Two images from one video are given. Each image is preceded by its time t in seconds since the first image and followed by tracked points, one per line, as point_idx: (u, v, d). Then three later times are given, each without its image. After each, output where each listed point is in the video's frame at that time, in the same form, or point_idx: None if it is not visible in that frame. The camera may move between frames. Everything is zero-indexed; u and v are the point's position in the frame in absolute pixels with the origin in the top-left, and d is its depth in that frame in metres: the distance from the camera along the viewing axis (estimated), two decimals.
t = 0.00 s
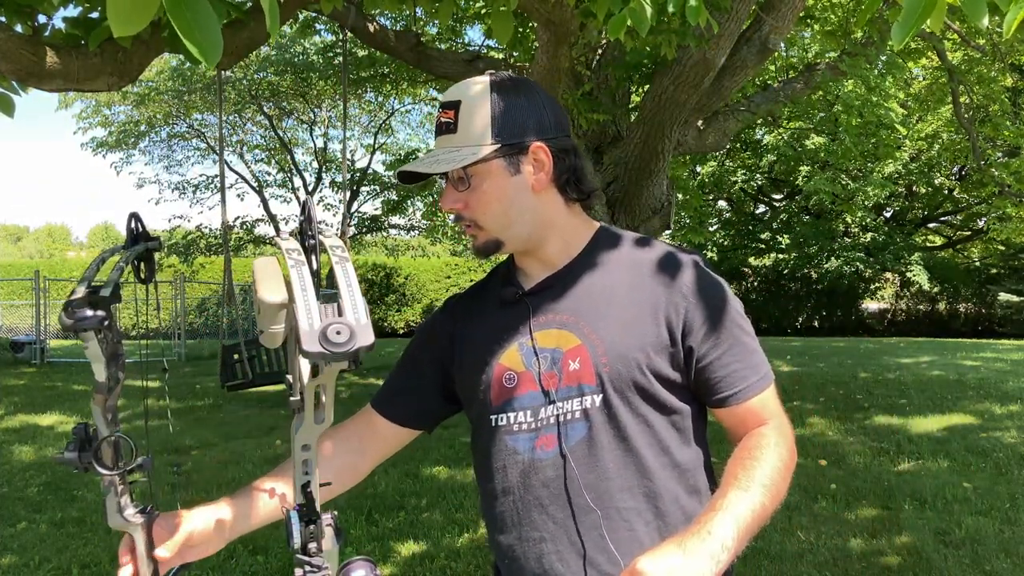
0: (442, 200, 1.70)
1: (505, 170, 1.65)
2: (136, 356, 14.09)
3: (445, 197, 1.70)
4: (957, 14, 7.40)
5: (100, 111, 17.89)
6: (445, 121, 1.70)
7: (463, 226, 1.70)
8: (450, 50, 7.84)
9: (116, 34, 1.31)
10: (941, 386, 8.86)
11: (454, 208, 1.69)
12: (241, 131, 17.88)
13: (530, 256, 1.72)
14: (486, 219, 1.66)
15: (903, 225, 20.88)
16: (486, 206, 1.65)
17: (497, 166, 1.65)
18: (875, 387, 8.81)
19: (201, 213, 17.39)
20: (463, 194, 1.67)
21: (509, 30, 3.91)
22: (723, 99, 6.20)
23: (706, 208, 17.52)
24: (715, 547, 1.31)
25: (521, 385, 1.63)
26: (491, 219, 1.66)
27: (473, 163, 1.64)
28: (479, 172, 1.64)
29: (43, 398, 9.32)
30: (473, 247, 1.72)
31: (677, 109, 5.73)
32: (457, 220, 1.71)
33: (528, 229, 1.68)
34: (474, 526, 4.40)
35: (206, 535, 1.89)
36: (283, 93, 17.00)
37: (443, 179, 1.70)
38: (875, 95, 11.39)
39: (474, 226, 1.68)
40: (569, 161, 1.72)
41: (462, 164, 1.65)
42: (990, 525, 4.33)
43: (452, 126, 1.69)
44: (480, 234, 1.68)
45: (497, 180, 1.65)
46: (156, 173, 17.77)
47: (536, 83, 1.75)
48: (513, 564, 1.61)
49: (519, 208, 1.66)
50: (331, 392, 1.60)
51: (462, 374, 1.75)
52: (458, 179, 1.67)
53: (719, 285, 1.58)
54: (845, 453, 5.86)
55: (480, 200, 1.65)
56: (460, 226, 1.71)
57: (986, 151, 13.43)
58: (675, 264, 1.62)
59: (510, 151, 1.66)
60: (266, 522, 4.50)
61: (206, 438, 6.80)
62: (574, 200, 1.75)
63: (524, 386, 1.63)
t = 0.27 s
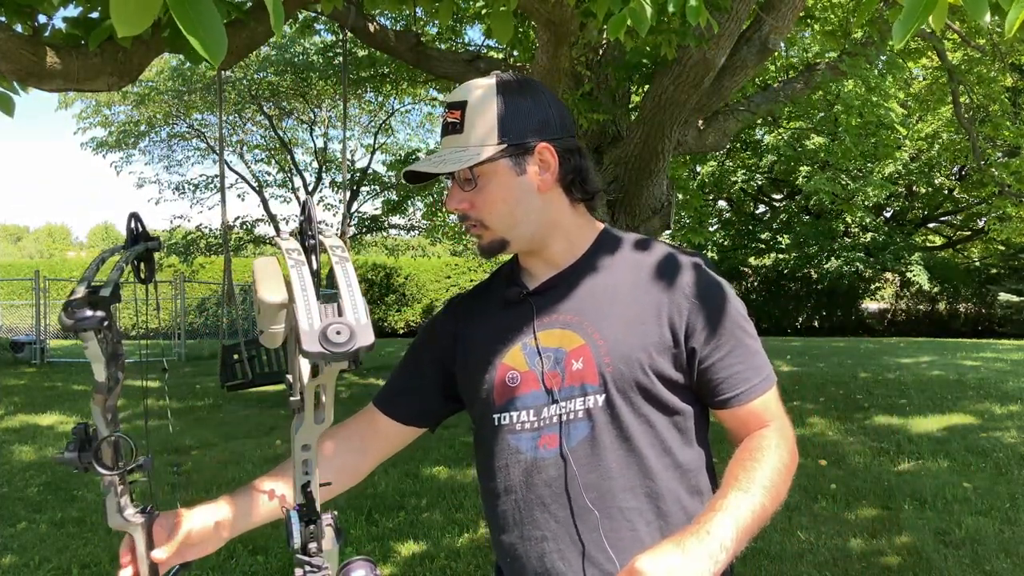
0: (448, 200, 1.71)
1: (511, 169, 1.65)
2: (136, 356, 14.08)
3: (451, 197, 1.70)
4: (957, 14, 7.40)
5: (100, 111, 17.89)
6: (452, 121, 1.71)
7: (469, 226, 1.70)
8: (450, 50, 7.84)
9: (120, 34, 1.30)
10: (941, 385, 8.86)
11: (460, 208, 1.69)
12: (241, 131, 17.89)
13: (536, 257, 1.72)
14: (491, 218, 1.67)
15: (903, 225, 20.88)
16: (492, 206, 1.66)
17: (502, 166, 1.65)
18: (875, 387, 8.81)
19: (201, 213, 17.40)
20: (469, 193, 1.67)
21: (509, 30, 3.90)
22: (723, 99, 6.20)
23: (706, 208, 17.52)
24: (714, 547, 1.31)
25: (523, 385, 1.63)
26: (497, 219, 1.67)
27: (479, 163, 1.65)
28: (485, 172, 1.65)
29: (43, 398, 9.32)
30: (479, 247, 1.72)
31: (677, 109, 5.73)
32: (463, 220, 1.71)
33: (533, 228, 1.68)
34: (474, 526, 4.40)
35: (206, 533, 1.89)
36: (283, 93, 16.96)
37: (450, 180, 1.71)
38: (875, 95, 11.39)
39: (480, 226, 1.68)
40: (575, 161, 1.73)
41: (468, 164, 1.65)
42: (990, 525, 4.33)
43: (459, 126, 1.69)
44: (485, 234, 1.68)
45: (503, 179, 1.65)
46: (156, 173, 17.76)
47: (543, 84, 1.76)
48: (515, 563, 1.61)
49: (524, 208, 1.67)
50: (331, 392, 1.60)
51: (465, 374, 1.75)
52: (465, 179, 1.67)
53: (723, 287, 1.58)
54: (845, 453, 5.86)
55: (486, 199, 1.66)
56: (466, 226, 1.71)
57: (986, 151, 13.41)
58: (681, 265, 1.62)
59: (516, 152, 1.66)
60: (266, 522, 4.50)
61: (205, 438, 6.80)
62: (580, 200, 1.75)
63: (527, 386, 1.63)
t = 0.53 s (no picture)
0: (451, 200, 1.71)
1: (513, 169, 1.66)
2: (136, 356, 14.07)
3: (454, 197, 1.71)
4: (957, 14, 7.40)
5: (100, 111, 17.89)
6: (456, 122, 1.71)
7: (472, 226, 1.71)
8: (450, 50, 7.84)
9: (121, 33, 1.31)
10: (941, 386, 8.86)
11: (463, 209, 1.70)
12: (241, 131, 17.89)
13: (538, 256, 1.73)
14: (494, 219, 1.67)
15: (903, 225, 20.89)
16: (495, 206, 1.66)
17: (505, 166, 1.65)
18: (875, 387, 8.81)
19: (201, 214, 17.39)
20: (472, 193, 1.68)
21: (509, 30, 3.91)
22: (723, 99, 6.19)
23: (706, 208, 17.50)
24: (712, 545, 1.31)
25: (526, 384, 1.63)
26: (500, 219, 1.67)
27: (482, 163, 1.65)
28: (489, 172, 1.65)
29: (43, 398, 9.32)
30: (481, 247, 1.73)
31: (677, 109, 5.73)
32: (466, 220, 1.72)
33: (535, 227, 1.68)
34: (474, 526, 4.40)
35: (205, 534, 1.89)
36: (283, 94, 16.88)
37: (452, 180, 1.71)
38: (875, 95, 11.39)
39: (482, 227, 1.69)
40: (577, 161, 1.74)
41: (470, 165, 1.66)
42: (990, 525, 4.33)
43: (462, 127, 1.69)
44: (488, 234, 1.69)
45: (506, 180, 1.65)
46: (156, 173, 17.76)
47: (545, 85, 1.76)
48: (517, 562, 1.61)
49: (527, 208, 1.67)
50: (332, 391, 1.61)
51: (468, 374, 1.75)
52: (468, 179, 1.68)
53: (725, 288, 1.58)
54: (845, 453, 5.86)
55: (489, 199, 1.66)
56: (469, 226, 1.72)
57: (986, 151, 13.39)
58: (684, 267, 1.62)
59: (519, 152, 1.66)
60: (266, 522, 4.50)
61: (205, 438, 6.80)
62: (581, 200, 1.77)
63: (529, 386, 1.63)
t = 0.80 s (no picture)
0: (454, 199, 1.71)
1: (518, 168, 1.66)
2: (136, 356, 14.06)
3: (458, 195, 1.71)
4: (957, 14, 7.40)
5: (101, 111, 17.89)
6: (460, 120, 1.70)
7: (475, 226, 1.71)
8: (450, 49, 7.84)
9: (120, 33, 1.30)
10: (940, 386, 8.86)
11: (467, 207, 1.70)
12: (241, 131, 17.90)
13: (540, 256, 1.73)
14: (498, 217, 1.67)
15: (903, 225, 20.90)
16: (499, 204, 1.66)
17: (509, 165, 1.65)
18: (875, 387, 8.82)
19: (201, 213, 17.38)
20: (477, 192, 1.68)
21: (510, 30, 3.91)
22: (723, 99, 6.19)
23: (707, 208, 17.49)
24: (712, 540, 1.31)
25: (529, 384, 1.63)
26: (503, 217, 1.67)
27: (486, 161, 1.65)
28: (494, 170, 1.65)
29: (43, 399, 9.32)
30: (484, 245, 1.72)
31: (677, 108, 5.73)
32: (469, 219, 1.72)
33: (538, 226, 1.68)
34: (474, 526, 4.40)
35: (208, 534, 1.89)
36: (283, 94, 16.87)
37: (456, 178, 1.71)
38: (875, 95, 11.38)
39: (487, 225, 1.68)
40: (581, 161, 1.75)
41: (475, 163, 1.66)
42: (990, 525, 4.33)
43: (467, 126, 1.69)
44: (492, 232, 1.69)
45: (510, 179, 1.65)
46: (156, 173, 17.76)
47: (549, 84, 1.77)
48: (518, 561, 1.61)
49: (530, 207, 1.67)
50: (331, 391, 1.61)
51: (470, 374, 1.75)
52: (472, 177, 1.68)
53: (727, 289, 1.59)
54: (845, 453, 5.86)
55: (493, 198, 1.66)
56: (472, 225, 1.71)
57: (986, 151, 13.37)
58: (686, 269, 1.62)
59: (524, 151, 1.66)
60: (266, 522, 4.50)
61: (206, 438, 6.80)
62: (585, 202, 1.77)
63: (531, 385, 1.63)
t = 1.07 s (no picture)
0: (476, 185, 1.71)
1: (542, 161, 1.67)
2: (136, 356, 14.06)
3: (479, 182, 1.70)
4: (957, 14, 7.39)
5: (101, 111, 17.90)
6: (488, 106, 1.70)
7: (491, 214, 1.70)
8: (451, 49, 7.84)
9: (120, 33, 1.30)
10: (941, 385, 8.86)
11: (485, 195, 1.70)
12: (241, 131, 17.91)
13: (549, 252, 1.73)
14: (518, 208, 1.67)
15: (903, 225, 20.92)
16: (522, 193, 1.66)
17: (536, 156, 1.66)
18: (875, 387, 8.82)
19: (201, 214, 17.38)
20: (498, 181, 1.68)
21: (510, 30, 3.90)
22: (723, 99, 6.19)
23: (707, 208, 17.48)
24: (709, 535, 1.31)
25: (529, 383, 1.63)
26: (525, 207, 1.67)
27: (512, 150, 1.66)
28: (518, 161, 1.66)
29: (44, 398, 9.32)
30: (498, 235, 1.72)
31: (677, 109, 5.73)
32: (486, 207, 1.71)
33: (554, 221, 1.69)
34: (474, 526, 4.40)
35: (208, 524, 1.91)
36: (283, 94, 16.85)
37: (478, 165, 1.71)
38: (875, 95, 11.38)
39: (506, 215, 1.68)
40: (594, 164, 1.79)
41: (501, 150, 1.66)
42: (990, 525, 4.32)
43: (496, 112, 1.69)
44: (508, 223, 1.69)
45: (533, 171, 1.66)
46: (156, 173, 17.76)
47: (571, 86, 1.80)
48: (517, 560, 1.61)
49: (552, 201, 1.68)
50: (331, 391, 1.62)
51: (472, 375, 1.74)
52: (497, 165, 1.68)
53: (728, 290, 1.59)
54: (845, 453, 5.86)
55: (516, 187, 1.66)
56: (489, 214, 1.71)
57: (986, 151, 13.36)
58: (688, 270, 1.62)
59: (550, 144, 1.68)
60: (266, 522, 4.50)
61: (206, 438, 6.80)
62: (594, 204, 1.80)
63: (532, 385, 1.63)
